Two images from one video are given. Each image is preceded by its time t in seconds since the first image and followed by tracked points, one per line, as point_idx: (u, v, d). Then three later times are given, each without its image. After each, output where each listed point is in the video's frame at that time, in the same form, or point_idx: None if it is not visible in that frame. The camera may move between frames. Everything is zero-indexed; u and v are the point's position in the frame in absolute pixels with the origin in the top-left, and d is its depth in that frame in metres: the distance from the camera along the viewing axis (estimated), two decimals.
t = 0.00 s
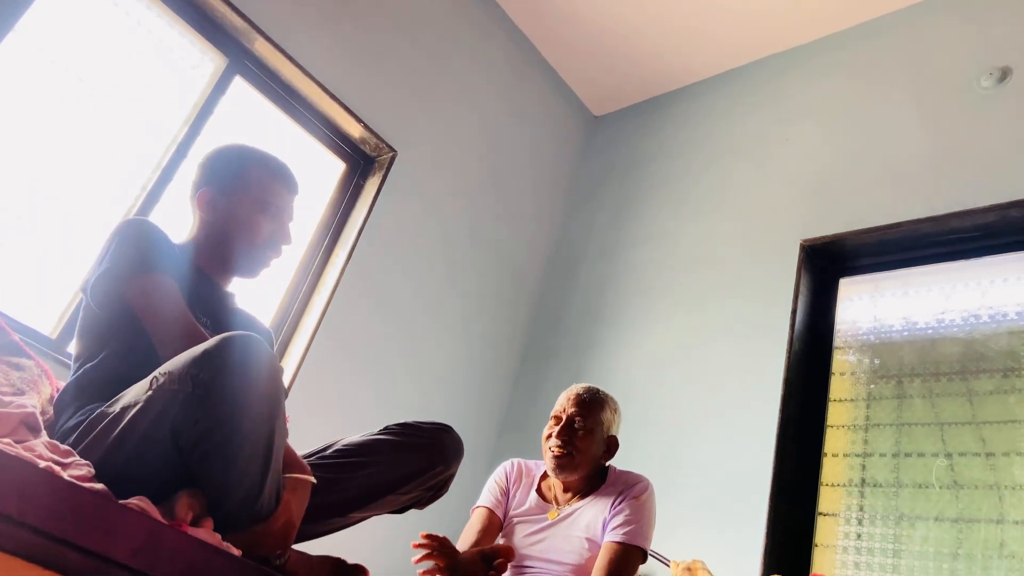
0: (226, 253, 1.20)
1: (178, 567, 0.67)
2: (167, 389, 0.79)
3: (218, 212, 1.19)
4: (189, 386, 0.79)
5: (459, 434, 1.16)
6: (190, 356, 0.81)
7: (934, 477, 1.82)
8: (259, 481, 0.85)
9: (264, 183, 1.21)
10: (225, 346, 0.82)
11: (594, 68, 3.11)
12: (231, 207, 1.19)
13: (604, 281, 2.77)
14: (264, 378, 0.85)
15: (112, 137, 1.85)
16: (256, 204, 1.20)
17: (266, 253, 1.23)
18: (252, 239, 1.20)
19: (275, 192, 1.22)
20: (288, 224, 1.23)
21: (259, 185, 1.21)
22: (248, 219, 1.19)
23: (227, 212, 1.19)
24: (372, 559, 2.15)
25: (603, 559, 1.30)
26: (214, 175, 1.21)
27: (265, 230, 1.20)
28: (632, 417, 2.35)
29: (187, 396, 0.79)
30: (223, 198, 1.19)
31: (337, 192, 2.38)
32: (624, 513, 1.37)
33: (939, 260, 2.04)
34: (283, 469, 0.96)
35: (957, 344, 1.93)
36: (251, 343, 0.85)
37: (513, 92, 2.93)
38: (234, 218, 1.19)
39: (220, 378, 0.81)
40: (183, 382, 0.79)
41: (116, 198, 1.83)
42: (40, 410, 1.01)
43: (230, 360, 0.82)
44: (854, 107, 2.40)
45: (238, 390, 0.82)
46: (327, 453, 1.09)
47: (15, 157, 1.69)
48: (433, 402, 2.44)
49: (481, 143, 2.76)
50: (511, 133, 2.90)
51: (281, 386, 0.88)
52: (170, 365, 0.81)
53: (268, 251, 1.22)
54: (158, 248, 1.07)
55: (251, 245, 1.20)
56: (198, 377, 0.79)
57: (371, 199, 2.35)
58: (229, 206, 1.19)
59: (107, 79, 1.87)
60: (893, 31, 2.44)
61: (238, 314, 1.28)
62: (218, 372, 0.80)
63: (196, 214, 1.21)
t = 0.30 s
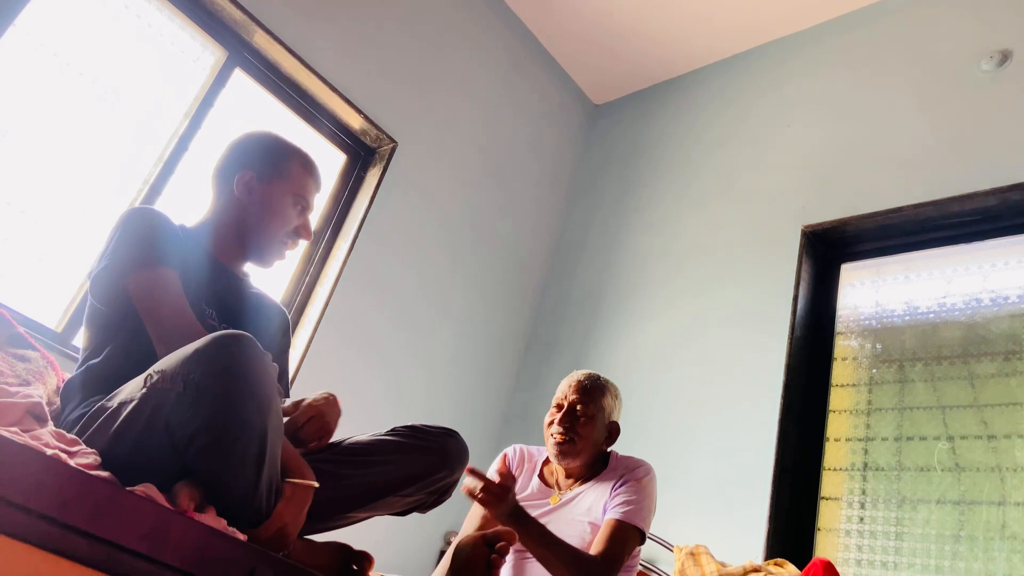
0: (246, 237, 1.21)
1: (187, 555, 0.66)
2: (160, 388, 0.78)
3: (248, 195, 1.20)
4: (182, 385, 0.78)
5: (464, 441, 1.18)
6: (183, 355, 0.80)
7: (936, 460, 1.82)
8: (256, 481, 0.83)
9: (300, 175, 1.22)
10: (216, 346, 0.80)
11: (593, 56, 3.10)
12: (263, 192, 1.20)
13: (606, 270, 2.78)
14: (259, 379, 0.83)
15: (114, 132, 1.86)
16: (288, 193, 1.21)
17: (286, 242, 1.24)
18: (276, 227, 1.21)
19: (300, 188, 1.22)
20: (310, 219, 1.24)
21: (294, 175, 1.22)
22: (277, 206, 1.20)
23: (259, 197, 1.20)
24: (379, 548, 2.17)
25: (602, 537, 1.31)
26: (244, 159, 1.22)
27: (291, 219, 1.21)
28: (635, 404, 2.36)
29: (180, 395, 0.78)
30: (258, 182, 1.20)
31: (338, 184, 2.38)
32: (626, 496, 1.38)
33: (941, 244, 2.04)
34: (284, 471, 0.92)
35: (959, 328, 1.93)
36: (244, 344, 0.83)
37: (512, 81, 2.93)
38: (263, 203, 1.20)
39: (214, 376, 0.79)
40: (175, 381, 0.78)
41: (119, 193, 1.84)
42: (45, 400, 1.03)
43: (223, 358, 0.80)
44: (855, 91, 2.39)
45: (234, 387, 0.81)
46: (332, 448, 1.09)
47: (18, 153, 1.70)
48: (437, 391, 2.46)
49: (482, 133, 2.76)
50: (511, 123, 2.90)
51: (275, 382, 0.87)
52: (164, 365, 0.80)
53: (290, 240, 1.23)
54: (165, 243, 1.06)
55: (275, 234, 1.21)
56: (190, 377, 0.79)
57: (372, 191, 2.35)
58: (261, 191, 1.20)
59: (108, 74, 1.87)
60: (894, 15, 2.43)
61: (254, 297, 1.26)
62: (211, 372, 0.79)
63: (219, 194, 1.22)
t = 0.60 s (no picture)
0: (277, 219, 1.22)
1: (186, 537, 0.66)
2: (136, 399, 0.73)
3: (282, 177, 1.20)
4: (159, 394, 0.74)
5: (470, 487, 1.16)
6: (159, 363, 0.75)
7: (934, 437, 1.83)
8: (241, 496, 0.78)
9: (334, 161, 1.23)
10: (192, 355, 0.76)
11: (590, 37, 3.08)
12: (299, 177, 1.20)
13: (604, 253, 2.77)
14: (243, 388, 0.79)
15: (109, 119, 1.85)
16: (322, 179, 1.21)
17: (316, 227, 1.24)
18: (309, 212, 1.21)
19: (331, 173, 1.22)
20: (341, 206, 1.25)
21: (328, 161, 1.22)
22: (311, 191, 1.20)
23: (293, 181, 1.20)
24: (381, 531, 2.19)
25: (600, 519, 1.33)
26: (279, 136, 1.22)
27: (324, 206, 1.22)
28: (635, 386, 2.37)
29: (156, 405, 0.73)
30: (293, 165, 1.21)
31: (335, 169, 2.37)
32: (625, 478, 1.39)
33: (938, 222, 2.04)
34: (280, 471, 0.89)
35: (956, 305, 1.94)
36: (223, 353, 0.78)
37: (508, 64, 2.91)
38: (296, 187, 1.20)
39: (191, 391, 0.74)
40: (152, 390, 0.73)
41: (115, 180, 1.84)
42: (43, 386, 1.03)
43: (206, 372, 0.76)
44: (852, 70, 2.38)
45: (213, 403, 0.75)
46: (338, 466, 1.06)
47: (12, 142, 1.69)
48: (437, 376, 2.47)
49: (478, 117, 2.75)
50: (508, 106, 2.88)
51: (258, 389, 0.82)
52: (143, 370, 0.76)
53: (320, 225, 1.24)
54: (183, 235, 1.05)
55: (306, 219, 1.22)
56: (166, 386, 0.74)
57: (369, 176, 2.35)
58: (296, 175, 1.20)
59: (101, 60, 1.86)
60: None
61: (273, 277, 1.28)
62: (186, 382, 0.75)
63: (249, 169, 1.22)
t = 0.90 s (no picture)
0: (315, 215, 1.20)
1: (186, 522, 0.65)
2: (120, 407, 0.70)
3: (328, 175, 1.18)
4: (139, 406, 0.70)
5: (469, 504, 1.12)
6: (139, 373, 0.71)
7: (930, 417, 1.85)
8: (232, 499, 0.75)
9: (383, 164, 1.21)
10: (171, 363, 0.71)
11: (585, 22, 3.07)
12: (345, 177, 1.18)
13: (600, 238, 2.78)
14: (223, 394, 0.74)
15: (102, 109, 1.84)
16: (368, 182, 1.19)
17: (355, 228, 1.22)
18: (350, 213, 1.19)
19: (377, 177, 1.20)
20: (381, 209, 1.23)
21: (377, 163, 1.20)
22: (355, 192, 1.18)
23: (339, 180, 1.18)
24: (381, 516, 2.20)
25: (600, 503, 1.34)
26: (333, 133, 1.21)
27: (367, 208, 1.20)
28: (632, 370, 2.37)
29: (137, 416, 0.69)
30: (341, 163, 1.19)
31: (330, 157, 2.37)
32: (623, 461, 1.40)
33: (933, 202, 2.05)
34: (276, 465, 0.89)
35: (951, 285, 1.95)
36: (201, 359, 0.73)
37: (503, 50, 2.90)
38: (341, 187, 1.18)
39: (168, 404, 0.70)
40: (132, 402, 0.70)
41: (111, 171, 1.83)
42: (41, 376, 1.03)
43: (182, 382, 0.71)
44: (848, 51, 2.37)
45: (192, 414, 0.71)
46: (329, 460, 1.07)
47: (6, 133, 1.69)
48: (435, 362, 2.47)
49: (473, 103, 2.74)
50: (503, 92, 2.87)
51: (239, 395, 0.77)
52: (127, 377, 0.72)
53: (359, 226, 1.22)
54: (189, 228, 1.03)
55: (347, 219, 1.20)
56: (145, 399, 0.70)
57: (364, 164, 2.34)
58: (342, 174, 1.18)
59: (93, 50, 1.85)
60: None
61: (301, 269, 1.25)
62: (165, 393, 0.70)
63: (294, 159, 1.21)
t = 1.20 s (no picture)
0: (332, 208, 1.20)
1: (189, 508, 0.64)
2: (118, 399, 0.70)
3: (346, 169, 1.18)
4: (135, 398, 0.69)
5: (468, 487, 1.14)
6: (136, 365, 0.71)
7: (928, 398, 1.85)
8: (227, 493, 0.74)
9: (402, 160, 1.21)
10: (166, 356, 0.71)
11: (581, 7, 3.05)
12: (365, 172, 1.18)
13: (598, 224, 2.77)
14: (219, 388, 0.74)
15: (96, 100, 1.84)
16: (388, 178, 1.20)
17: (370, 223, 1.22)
18: (368, 209, 1.19)
19: (396, 173, 1.20)
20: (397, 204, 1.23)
21: (397, 160, 1.21)
22: (374, 188, 1.18)
23: (357, 174, 1.18)
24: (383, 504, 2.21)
25: (602, 488, 1.35)
26: (353, 126, 1.21)
27: (384, 204, 1.20)
28: (631, 355, 2.38)
29: (133, 408, 0.69)
30: (360, 158, 1.19)
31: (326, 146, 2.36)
32: (624, 446, 1.41)
33: (931, 183, 2.05)
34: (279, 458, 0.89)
35: (948, 266, 1.95)
36: (198, 351, 0.73)
37: (498, 36, 2.88)
38: (360, 182, 1.18)
39: (165, 396, 0.70)
40: (128, 394, 0.69)
41: (106, 162, 1.83)
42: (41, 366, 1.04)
43: (176, 373, 0.71)
44: (845, 32, 2.36)
45: (187, 408, 0.70)
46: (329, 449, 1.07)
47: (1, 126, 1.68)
48: (435, 350, 2.48)
49: (469, 90, 2.73)
50: (499, 79, 2.86)
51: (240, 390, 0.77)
52: (124, 369, 0.72)
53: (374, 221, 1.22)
54: (197, 219, 1.02)
55: (363, 214, 1.20)
56: (140, 392, 0.69)
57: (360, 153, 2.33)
58: (360, 169, 1.18)
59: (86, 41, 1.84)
60: None
61: (313, 258, 1.24)
62: (161, 385, 0.70)
63: (312, 151, 1.20)
